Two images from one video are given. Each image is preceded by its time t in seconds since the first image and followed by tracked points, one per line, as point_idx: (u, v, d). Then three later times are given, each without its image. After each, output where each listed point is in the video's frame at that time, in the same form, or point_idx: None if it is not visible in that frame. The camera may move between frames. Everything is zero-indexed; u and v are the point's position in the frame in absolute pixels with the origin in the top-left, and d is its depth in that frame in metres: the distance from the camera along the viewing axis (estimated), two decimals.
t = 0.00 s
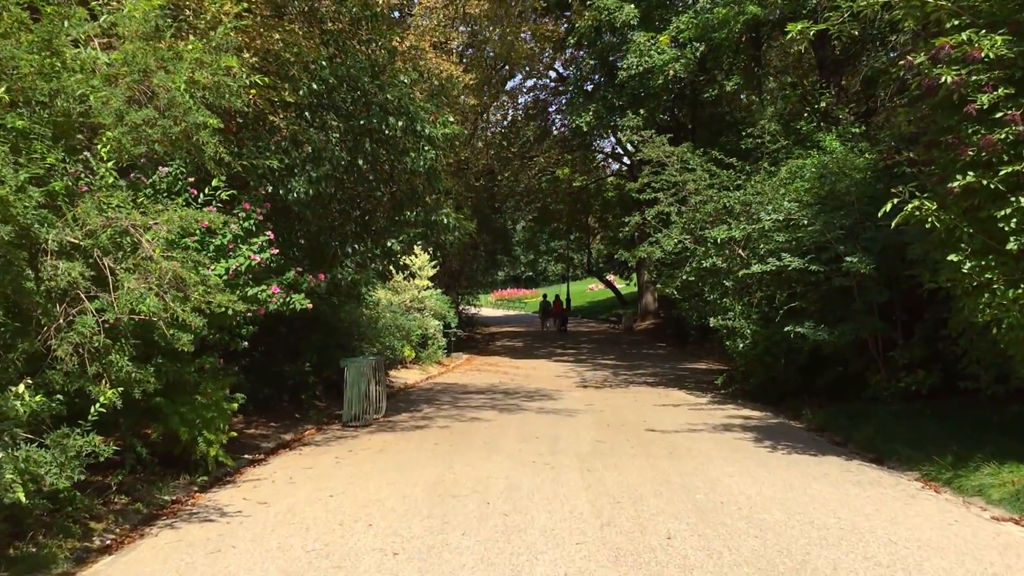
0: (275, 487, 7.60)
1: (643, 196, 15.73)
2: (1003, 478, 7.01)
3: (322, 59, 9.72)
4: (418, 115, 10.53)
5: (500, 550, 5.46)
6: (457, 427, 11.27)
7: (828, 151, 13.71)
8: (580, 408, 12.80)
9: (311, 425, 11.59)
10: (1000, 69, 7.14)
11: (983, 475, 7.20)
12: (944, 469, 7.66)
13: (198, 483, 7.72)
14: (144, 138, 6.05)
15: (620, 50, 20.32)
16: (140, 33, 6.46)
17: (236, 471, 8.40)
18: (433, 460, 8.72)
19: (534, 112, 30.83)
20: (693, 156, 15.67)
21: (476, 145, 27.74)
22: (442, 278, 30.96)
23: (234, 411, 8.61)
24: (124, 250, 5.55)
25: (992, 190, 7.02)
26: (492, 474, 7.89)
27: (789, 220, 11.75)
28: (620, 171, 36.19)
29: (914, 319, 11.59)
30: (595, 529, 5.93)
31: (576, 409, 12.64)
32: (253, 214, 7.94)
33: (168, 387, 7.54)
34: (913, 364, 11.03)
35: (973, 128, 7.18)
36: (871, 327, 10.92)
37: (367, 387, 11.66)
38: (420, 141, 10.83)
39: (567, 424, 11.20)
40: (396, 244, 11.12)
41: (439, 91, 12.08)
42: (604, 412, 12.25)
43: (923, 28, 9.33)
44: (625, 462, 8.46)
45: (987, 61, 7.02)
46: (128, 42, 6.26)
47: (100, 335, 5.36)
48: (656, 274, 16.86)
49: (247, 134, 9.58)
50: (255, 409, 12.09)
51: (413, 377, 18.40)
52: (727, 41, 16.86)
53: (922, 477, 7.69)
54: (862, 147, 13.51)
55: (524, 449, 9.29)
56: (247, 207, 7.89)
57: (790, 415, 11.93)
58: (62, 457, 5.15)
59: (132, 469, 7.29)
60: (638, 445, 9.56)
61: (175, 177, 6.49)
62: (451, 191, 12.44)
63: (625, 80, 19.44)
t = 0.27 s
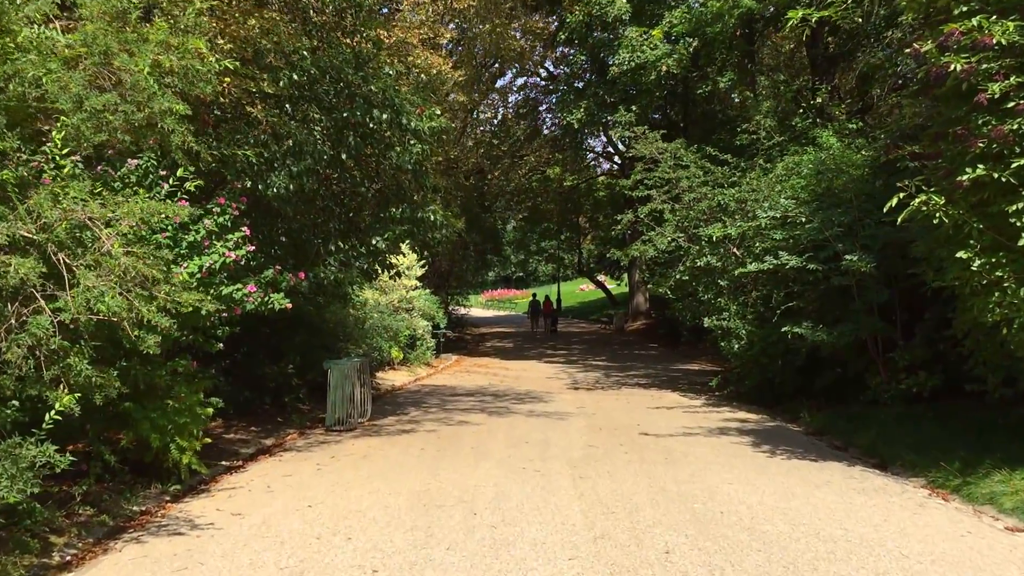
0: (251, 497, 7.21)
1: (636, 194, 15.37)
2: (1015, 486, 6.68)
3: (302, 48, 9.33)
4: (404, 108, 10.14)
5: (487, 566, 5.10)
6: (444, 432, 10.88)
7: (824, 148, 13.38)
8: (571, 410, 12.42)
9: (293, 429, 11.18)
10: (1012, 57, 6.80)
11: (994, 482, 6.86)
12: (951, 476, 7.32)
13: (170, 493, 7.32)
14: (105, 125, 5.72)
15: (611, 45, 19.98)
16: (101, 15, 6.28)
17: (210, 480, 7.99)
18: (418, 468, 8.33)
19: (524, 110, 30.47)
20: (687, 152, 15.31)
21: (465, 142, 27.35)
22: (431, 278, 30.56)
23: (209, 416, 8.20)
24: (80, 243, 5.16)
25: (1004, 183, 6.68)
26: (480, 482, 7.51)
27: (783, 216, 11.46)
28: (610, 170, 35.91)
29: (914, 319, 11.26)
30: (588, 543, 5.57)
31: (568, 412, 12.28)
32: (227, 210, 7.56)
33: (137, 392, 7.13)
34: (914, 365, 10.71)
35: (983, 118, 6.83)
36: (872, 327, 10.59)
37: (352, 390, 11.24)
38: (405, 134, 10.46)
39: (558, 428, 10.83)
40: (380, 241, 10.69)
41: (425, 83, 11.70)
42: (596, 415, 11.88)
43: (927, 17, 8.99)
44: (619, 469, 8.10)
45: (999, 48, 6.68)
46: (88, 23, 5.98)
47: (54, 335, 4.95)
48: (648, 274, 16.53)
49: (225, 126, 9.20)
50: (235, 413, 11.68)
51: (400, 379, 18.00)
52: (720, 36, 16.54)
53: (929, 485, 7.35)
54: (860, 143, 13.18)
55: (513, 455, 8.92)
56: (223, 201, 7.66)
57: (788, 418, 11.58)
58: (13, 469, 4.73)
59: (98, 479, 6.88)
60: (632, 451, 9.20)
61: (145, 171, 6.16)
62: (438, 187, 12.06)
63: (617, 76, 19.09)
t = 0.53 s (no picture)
0: (233, 509, 6.86)
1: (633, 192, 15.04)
2: None
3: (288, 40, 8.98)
4: (395, 103, 9.79)
5: None
6: (437, 437, 10.56)
7: (826, 145, 13.07)
8: (568, 414, 12.10)
9: (281, 435, 10.83)
10: None
11: (1011, 493, 6.55)
12: (966, 485, 7.01)
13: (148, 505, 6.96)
14: (70, 117, 5.43)
15: (607, 41, 19.66)
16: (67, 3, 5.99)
17: (192, 490, 7.64)
18: (409, 477, 8.00)
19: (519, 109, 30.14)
20: (686, 149, 14.99)
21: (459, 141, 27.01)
22: (425, 278, 30.21)
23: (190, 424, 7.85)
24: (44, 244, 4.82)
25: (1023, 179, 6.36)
26: (474, 493, 7.18)
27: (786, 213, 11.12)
28: (606, 169, 35.65)
29: (920, 320, 10.97)
30: (588, 561, 5.24)
31: (564, 416, 11.95)
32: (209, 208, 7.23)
33: (113, 399, 6.78)
34: (920, 368, 10.41)
35: (1002, 112, 6.51)
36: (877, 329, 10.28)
37: (344, 394, 10.85)
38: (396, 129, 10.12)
39: (555, 433, 10.50)
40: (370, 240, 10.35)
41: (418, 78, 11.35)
42: (594, 419, 11.56)
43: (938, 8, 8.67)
44: (619, 478, 7.78)
45: (1019, 37, 6.35)
46: (54, 7, 5.69)
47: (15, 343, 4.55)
48: (645, 274, 16.21)
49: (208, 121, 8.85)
50: (221, 418, 11.32)
51: (393, 381, 17.65)
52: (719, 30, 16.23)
53: (943, 495, 7.04)
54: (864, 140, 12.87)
55: (508, 463, 8.59)
56: (203, 198, 7.42)
57: (790, 423, 11.27)
58: None
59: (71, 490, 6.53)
60: (632, 458, 8.87)
61: (122, 167, 5.88)
62: (432, 185, 11.73)
63: (613, 72, 18.77)
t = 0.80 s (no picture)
0: (219, 519, 6.50)
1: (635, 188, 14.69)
2: None
3: (280, 29, 8.63)
4: (390, 94, 9.44)
5: None
6: (434, 441, 10.21)
7: (834, 140, 12.74)
8: (569, 417, 11.76)
9: (273, 438, 10.48)
10: None
11: None
12: (990, 493, 6.67)
13: (129, 515, 6.61)
14: (44, 100, 5.41)
15: (608, 36, 19.35)
16: None
17: (177, 498, 7.28)
18: (406, 484, 7.65)
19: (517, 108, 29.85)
20: (689, 145, 14.65)
21: (456, 139, 26.68)
22: (422, 278, 29.87)
23: (175, 428, 7.48)
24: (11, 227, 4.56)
25: None
26: (473, 501, 6.83)
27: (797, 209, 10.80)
28: (604, 167, 35.35)
29: (933, 320, 10.64)
30: None
31: (565, 419, 11.61)
32: (194, 201, 6.90)
33: (91, 402, 6.43)
34: (933, 369, 10.08)
35: None
36: (889, 328, 9.95)
37: (338, 396, 10.48)
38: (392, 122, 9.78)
39: (556, 437, 10.16)
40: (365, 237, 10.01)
41: (414, 69, 11.01)
42: (595, 422, 11.21)
43: None
44: (624, 485, 7.43)
45: None
46: None
47: None
48: (646, 272, 15.87)
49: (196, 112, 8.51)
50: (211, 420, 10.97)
51: (389, 382, 17.30)
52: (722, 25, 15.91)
53: (965, 503, 6.70)
54: (873, 135, 12.54)
55: (508, 468, 8.25)
56: (187, 192, 7.05)
57: (798, 426, 10.94)
58: None
59: (44, 499, 6.16)
60: (638, 462, 8.53)
61: (101, 157, 5.84)
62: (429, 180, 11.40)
63: (614, 67, 18.46)
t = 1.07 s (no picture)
0: (202, 533, 6.16)
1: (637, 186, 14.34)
2: None
3: (270, 19, 8.29)
4: (384, 87, 9.10)
5: None
6: (430, 446, 9.86)
7: (842, 137, 12.39)
8: (569, 421, 11.42)
9: (264, 444, 10.13)
10: None
11: None
12: (1015, 505, 6.34)
13: (106, 529, 6.27)
14: None
15: (608, 31, 19.01)
16: None
17: (159, 510, 6.93)
18: (399, 494, 7.30)
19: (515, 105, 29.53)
20: (692, 141, 14.30)
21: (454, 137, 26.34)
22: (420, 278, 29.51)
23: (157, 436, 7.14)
24: None
25: None
26: (470, 514, 6.49)
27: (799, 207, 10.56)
28: (604, 166, 35.04)
29: (945, 321, 10.30)
30: None
31: (565, 423, 11.27)
32: (175, 198, 6.59)
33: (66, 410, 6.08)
34: (946, 373, 9.74)
35: None
36: (901, 331, 9.61)
37: (331, 400, 10.10)
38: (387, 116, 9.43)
39: (556, 443, 9.82)
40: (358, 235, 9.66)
41: (409, 63, 10.66)
42: (596, 427, 10.87)
43: None
44: (628, 495, 7.10)
45: None
46: None
47: None
48: (648, 272, 15.53)
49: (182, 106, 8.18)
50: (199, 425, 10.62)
51: (385, 384, 16.96)
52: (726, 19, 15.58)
53: (988, 515, 6.37)
54: (882, 131, 12.21)
55: (507, 477, 7.91)
56: (169, 188, 6.73)
57: (806, 431, 10.60)
58: None
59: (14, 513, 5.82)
60: (642, 470, 8.19)
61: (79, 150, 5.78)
62: (425, 178, 11.06)
63: (615, 63, 18.12)
